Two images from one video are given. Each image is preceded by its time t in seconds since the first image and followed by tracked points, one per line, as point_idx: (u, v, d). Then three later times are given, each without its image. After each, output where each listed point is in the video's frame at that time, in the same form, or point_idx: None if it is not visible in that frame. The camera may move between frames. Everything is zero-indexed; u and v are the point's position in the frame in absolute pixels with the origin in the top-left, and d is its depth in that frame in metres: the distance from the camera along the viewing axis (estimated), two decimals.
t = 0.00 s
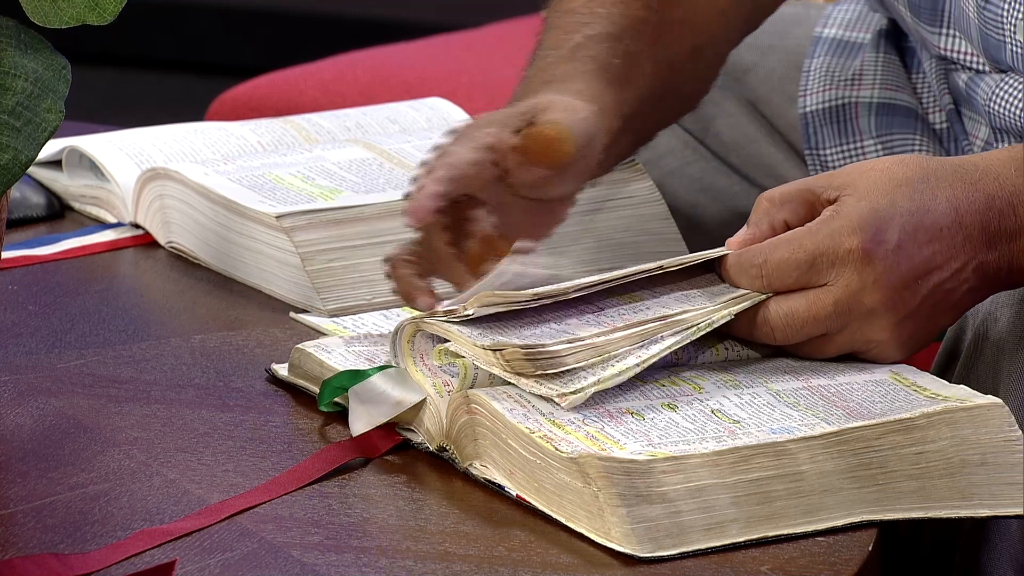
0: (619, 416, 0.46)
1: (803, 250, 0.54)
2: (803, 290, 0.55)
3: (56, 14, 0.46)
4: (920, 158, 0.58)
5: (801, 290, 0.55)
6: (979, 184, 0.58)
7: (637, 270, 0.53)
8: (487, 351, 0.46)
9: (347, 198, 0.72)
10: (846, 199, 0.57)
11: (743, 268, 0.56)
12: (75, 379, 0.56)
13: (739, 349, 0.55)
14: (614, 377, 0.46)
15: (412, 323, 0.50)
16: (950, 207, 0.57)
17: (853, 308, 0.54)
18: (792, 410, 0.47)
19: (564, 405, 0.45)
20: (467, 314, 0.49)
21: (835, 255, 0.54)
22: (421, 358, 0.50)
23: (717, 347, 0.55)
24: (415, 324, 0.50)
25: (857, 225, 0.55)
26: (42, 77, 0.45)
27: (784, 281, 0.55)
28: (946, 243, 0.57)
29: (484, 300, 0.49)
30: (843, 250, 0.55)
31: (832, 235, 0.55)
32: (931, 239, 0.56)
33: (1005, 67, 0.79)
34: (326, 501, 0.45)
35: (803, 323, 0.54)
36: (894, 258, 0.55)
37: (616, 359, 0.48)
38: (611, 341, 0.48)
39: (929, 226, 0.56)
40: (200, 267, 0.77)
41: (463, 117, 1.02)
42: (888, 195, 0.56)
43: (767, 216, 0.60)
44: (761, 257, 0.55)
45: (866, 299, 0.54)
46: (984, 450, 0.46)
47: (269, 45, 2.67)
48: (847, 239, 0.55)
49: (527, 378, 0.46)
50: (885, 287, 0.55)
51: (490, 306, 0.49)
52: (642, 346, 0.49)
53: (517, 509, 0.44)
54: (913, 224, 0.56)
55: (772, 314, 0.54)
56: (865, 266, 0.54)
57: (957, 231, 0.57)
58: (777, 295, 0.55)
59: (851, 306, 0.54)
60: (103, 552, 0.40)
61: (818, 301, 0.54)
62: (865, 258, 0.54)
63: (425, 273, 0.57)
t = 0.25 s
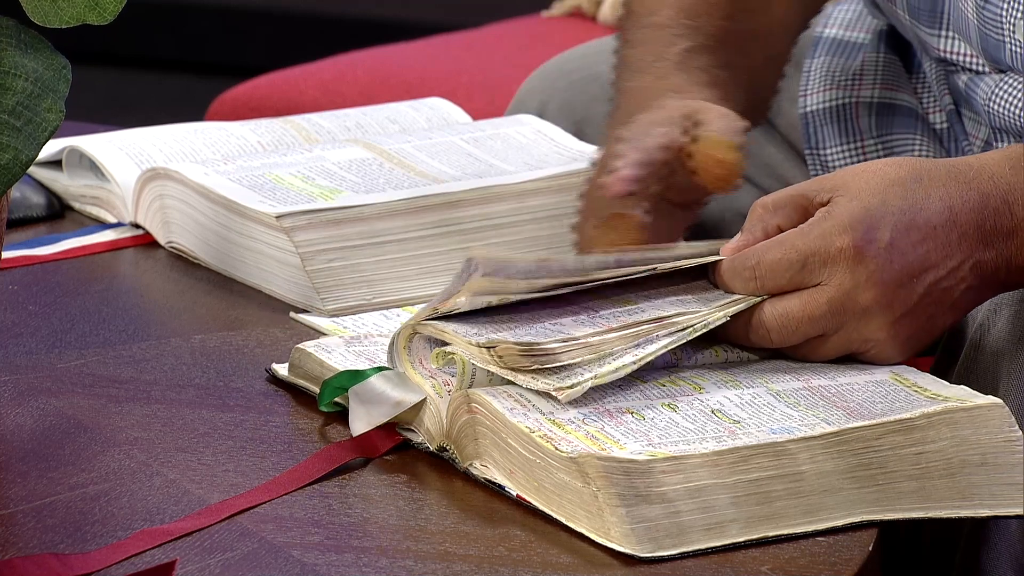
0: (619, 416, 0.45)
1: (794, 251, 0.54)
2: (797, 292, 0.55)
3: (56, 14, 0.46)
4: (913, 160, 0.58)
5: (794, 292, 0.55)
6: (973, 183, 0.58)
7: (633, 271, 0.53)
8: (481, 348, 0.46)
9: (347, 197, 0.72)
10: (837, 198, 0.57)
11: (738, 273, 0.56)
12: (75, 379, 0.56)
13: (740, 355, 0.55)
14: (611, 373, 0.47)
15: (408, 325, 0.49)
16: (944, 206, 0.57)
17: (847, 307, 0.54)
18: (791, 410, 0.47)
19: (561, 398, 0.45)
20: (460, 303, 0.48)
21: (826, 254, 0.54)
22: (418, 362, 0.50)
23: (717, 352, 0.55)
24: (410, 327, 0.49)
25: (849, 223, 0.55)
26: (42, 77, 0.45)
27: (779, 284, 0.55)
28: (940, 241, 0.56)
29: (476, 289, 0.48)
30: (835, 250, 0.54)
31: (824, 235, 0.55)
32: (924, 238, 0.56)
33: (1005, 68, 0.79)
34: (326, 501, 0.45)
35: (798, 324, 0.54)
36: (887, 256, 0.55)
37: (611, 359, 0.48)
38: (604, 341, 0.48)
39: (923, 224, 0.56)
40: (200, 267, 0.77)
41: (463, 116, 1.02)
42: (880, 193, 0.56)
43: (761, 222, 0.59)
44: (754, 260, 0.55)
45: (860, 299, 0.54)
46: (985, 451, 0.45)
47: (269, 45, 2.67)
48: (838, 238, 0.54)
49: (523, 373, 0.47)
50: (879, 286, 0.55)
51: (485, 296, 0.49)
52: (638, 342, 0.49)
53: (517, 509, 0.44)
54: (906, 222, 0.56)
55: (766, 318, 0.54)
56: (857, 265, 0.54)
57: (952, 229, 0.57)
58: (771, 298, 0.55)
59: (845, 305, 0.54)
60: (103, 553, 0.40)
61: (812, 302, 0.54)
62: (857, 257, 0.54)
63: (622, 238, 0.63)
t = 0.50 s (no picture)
0: (619, 416, 0.45)
1: (795, 256, 0.55)
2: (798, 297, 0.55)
3: (56, 14, 0.46)
4: (915, 161, 0.58)
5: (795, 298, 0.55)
6: (975, 186, 0.58)
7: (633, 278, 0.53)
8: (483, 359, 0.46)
9: (347, 197, 0.72)
10: (839, 202, 0.57)
11: (739, 277, 0.56)
12: (75, 379, 0.56)
13: (741, 359, 0.55)
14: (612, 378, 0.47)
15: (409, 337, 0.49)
16: (945, 209, 0.57)
17: (849, 311, 0.54)
18: (792, 410, 0.47)
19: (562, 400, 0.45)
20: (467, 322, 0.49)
21: (826, 259, 0.55)
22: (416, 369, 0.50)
23: (718, 355, 0.55)
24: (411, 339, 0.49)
25: (850, 227, 0.55)
26: (42, 77, 0.45)
27: (780, 289, 0.55)
28: (942, 244, 0.57)
29: (485, 308, 0.49)
30: (835, 255, 0.54)
31: (825, 240, 0.55)
32: (926, 240, 0.56)
33: (1005, 68, 0.79)
34: (326, 501, 0.45)
35: (800, 328, 0.54)
36: (889, 261, 0.55)
37: (613, 365, 0.48)
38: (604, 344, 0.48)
39: (924, 227, 0.56)
40: (200, 267, 0.77)
41: (463, 116, 1.02)
42: (881, 196, 0.56)
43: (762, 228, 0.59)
44: (755, 265, 0.55)
45: (861, 303, 0.55)
46: (985, 451, 0.45)
47: (269, 45, 2.67)
48: (838, 242, 0.55)
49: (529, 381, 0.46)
50: (881, 290, 0.55)
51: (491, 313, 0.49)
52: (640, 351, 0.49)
53: (517, 509, 0.44)
54: (908, 226, 0.56)
55: (768, 323, 0.54)
56: (857, 269, 0.54)
57: (954, 232, 0.57)
58: (771, 304, 0.55)
59: (847, 309, 0.54)
60: (103, 553, 0.40)
61: (813, 306, 0.54)
62: (858, 261, 0.54)
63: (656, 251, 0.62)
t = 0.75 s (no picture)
0: (619, 416, 0.45)
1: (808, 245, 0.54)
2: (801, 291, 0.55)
3: (56, 13, 0.46)
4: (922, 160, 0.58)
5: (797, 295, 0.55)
6: (982, 187, 0.57)
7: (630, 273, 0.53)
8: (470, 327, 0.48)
9: (347, 197, 0.72)
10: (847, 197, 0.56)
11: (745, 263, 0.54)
12: (75, 379, 0.56)
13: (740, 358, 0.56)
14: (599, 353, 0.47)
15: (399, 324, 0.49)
16: (951, 207, 0.57)
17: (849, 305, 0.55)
18: (791, 410, 0.47)
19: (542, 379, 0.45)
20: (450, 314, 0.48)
21: (835, 254, 0.54)
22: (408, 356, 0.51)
23: (717, 353, 0.56)
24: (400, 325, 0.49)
25: (857, 223, 0.55)
26: (42, 77, 0.45)
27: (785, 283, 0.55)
28: (946, 243, 0.56)
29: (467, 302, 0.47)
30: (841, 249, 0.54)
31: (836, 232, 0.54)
32: (931, 237, 0.56)
33: (1005, 67, 0.79)
34: (326, 501, 0.45)
35: (803, 324, 0.54)
36: (891, 257, 0.55)
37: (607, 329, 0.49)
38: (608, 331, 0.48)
39: (929, 224, 0.56)
40: (200, 267, 0.77)
41: (463, 116, 1.02)
42: (887, 192, 0.56)
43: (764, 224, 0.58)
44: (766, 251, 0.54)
45: (862, 297, 0.55)
46: (984, 451, 0.45)
47: (269, 45, 2.67)
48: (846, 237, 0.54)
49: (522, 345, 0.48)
50: (882, 285, 0.55)
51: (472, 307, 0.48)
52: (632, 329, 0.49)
53: (517, 509, 0.44)
54: (912, 222, 0.56)
55: (770, 318, 0.54)
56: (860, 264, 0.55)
57: (958, 230, 0.57)
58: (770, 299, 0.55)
59: (847, 305, 0.55)
60: (103, 553, 0.40)
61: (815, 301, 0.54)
62: (861, 256, 0.55)
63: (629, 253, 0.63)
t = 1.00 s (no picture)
0: (619, 416, 0.45)
1: (792, 247, 0.55)
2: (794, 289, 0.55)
3: (56, 13, 0.46)
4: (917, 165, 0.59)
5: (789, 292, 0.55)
6: (979, 187, 0.58)
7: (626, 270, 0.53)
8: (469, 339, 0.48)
9: (347, 197, 0.72)
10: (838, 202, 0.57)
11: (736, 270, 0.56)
12: (75, 379, 0.56)
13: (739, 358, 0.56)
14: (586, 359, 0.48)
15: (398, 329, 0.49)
16: (947, 207, 0.57)
17: (844, 303, 0.54)
18: (792, 410, 0.47)
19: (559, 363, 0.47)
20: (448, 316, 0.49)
21: (821, 251, 0.55)
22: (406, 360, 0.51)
23: (716, 353, 0.56)
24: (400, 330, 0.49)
25: (846, 222, 0.55)
26: (42, 77, 0.45)
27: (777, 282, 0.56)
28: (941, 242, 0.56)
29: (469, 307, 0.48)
30: (829, 247, 0.55)
31: (821, 232, 0.56)
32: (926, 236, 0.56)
33: (1005, 66, 0.79)
34: (326, 501, 0.45)
35: (798, 320, 0.54)
36: (884, 254, 0.55)
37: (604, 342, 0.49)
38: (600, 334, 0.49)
39: (923, 224, 0.56)
40: (200, 267, 0.77)
41: (463, 116, 1.02)
42: (878, 195, 0.57)
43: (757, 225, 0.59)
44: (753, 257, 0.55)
45: (857, 294, 0.55)
46: (984, 452, 0.45)
47: (269, 45, 2.67)
48: (833, 235, 0.55)
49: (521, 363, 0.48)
50: (877, 283, 0.55)
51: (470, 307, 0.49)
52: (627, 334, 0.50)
53: (517, 509, 0.44)
54: (905, 222, 0.56)
55: (764, 316, 0.54)
56: (852, 261, 0.55)
57: (954, 230, 0.57)
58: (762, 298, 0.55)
59: (842, 302, 0.54)
60: (103, 552, 0.40)
61: (809, 298, 0.54)
62: (853, 253, 0.55)
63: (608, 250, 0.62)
